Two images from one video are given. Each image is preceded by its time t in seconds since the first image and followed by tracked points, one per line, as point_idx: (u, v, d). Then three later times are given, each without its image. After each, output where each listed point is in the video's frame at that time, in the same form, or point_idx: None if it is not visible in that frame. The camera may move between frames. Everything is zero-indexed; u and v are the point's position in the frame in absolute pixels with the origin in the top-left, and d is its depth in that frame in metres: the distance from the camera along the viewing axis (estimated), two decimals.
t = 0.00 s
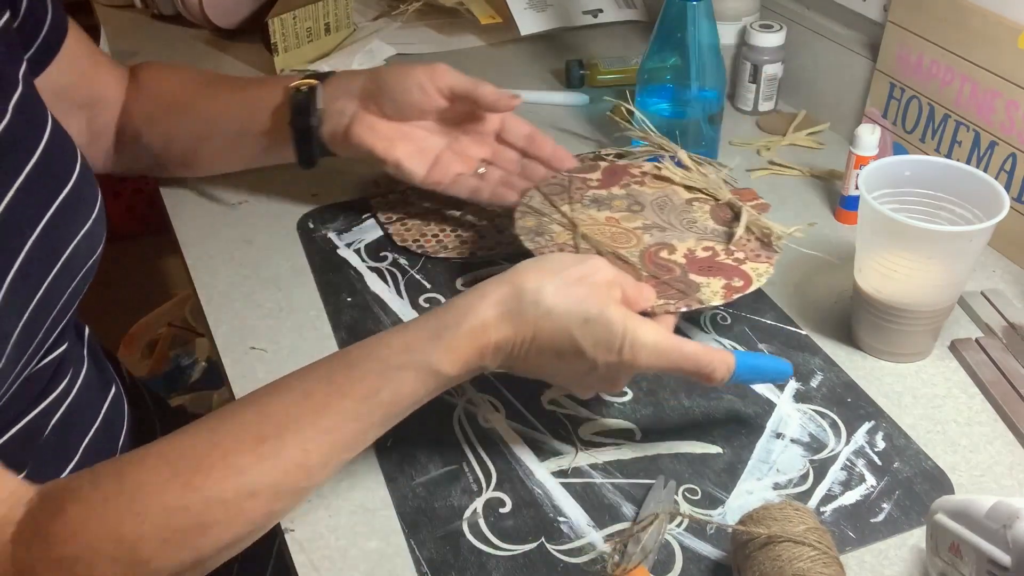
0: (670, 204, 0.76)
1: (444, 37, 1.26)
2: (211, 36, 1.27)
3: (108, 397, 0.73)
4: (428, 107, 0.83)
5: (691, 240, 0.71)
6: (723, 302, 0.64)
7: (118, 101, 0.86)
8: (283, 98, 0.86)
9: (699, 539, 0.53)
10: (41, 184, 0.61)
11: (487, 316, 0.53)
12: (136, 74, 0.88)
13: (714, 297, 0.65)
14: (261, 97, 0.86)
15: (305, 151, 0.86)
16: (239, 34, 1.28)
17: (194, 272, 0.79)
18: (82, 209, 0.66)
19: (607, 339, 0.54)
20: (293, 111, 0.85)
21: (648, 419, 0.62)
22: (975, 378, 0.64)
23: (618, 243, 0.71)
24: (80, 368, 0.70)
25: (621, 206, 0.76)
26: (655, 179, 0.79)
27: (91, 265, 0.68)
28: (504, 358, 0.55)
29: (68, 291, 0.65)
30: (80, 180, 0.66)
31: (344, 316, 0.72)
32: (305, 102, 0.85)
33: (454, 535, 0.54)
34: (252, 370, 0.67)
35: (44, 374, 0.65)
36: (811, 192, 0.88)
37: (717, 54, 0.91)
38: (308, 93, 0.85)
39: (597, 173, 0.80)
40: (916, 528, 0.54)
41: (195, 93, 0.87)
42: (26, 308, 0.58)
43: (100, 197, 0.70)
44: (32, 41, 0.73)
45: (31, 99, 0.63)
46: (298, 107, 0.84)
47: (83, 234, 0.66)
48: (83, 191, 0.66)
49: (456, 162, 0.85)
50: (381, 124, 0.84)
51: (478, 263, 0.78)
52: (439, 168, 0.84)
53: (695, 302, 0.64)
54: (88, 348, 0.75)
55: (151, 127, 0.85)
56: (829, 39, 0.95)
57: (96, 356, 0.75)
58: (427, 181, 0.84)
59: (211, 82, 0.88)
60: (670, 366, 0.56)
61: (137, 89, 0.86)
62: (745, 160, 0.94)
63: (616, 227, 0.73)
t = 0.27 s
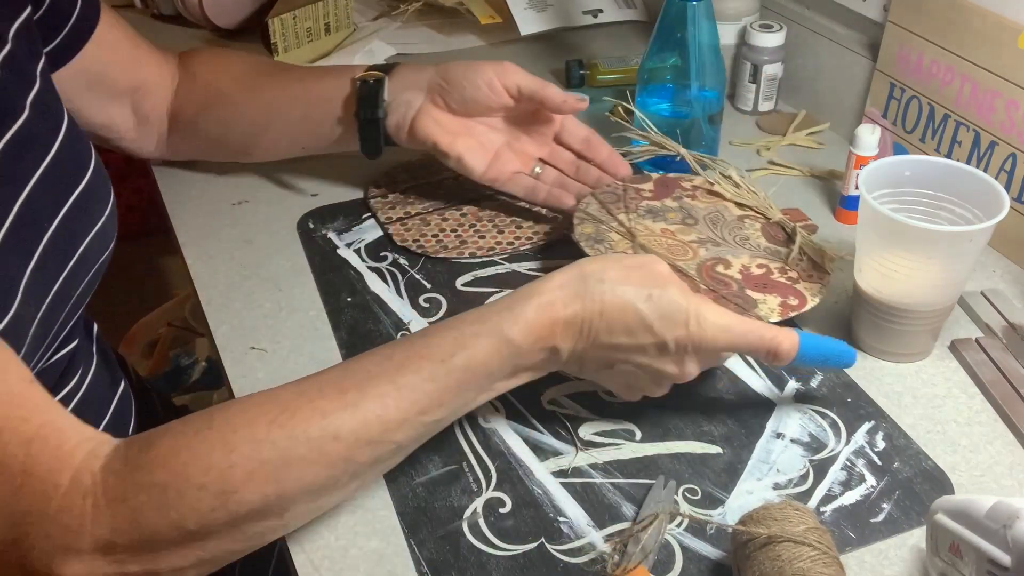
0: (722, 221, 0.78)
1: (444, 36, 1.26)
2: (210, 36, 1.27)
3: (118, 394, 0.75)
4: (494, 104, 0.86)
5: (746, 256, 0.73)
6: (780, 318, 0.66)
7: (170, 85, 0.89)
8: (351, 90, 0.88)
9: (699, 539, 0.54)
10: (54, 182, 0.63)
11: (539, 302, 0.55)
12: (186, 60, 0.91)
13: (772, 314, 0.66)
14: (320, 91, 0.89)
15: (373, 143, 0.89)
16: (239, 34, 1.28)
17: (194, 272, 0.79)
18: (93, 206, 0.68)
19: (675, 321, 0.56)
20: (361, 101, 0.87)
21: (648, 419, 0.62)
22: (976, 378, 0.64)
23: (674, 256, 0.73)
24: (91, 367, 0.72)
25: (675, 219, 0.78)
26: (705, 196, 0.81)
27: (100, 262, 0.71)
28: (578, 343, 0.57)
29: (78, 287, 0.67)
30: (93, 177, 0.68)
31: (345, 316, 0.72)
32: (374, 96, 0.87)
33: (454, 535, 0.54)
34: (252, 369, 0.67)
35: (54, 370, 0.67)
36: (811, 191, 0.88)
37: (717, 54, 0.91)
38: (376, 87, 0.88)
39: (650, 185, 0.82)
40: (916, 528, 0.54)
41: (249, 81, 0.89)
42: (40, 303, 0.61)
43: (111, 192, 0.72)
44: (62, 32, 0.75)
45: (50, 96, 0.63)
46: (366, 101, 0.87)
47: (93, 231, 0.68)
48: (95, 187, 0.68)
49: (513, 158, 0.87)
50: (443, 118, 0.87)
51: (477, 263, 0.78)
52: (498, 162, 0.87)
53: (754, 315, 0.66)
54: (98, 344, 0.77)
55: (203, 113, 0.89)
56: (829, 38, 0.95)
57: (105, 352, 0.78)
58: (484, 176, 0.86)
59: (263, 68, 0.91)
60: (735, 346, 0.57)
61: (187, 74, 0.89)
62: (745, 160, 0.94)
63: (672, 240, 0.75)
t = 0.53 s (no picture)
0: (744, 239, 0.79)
1: (444, 36, 1.26)
2: (210, 36, 1.27)
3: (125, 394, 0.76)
4: (481, 94, 0.89)
5: (766, 267, 0.74)
6: (799, 317, 0.67)
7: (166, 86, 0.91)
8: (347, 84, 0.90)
9: (699, 539, 0.54)
10: (70, 179, 0.63)
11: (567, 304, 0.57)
12: (183, 58, 0.92)
13: (791, 312, 0.68)
14: (312, 85, 0.90)
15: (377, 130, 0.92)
16: (239, 34, 1.28)
17: (194, 272, 0.79)
18: (107, 205, 0.68)
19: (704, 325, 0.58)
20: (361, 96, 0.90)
21: (648, 419, 0.62)
22: (976, 378, 0.64)
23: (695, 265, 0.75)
24: (101, 366, 0.73)
25: (698, 236, 0.79)
26: (728, 217, 0.82)
27: (113, 260, 0.71)
28: (611, 348, 0.58)
29: (93, 285, 0.67)
30: (107, 176, 0.68)
31: (345, 316, 0.72)
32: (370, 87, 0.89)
33: (454, 534, 0.54)
34: (252, 369, 0.68)
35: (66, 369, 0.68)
36: (811, 191, 0.88)
37: (717, 54, 0.91)
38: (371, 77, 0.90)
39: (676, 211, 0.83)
40: (917, 528, 0.54)
41: (244, 76, 0.91)
42: (59, 299, 0.61)
43: (123, 192, 0.72)
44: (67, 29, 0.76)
45: (59, 96, 0.64)
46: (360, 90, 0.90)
47: (108, 229, 0.68)
48: (108, 186, 0.68)
49: (513, 131, 0.90)
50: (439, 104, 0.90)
51: (477, 263, 0.78)
52: (511, 154, 0.89)
53: (773, 316, 0.68)
54: (105, 343, 0.77)
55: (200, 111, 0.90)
56: (829, 38, 0.95)
57: (114, 352, 0.78)
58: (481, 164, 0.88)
59: (256, 63, 0.93)
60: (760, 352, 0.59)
61: (185, 72, 0.91)
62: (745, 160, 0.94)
63: (696, 253, 0.76)
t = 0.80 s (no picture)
0: (750, 240, 0.79)
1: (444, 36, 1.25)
2: (211, 36, 1.27)
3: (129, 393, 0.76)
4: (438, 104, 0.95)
5: (773, 268, 0.75)
6: (807, 321, 0.68)
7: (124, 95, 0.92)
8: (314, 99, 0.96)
9: (699, 539, 0.54)
10: (73, 178, 0.63)
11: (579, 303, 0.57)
12: (137, 64, 0.93)
13: (799, 315, 0.68)
14: (277, 94, 0.95)
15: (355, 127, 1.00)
16: (239, 34, 1.28)
17: (194, 272, 0.79)
18: (110, 202, 0.68)
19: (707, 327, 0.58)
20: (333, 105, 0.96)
21: (647, 419, 0.62)
22: (976, 378, 0.64)
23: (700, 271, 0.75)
24: (104, 365, 0.73)
25: (704, 238, 0.79)
26: (733, 218, 0.82)
27: (115, 259, 0.71)
28: (614, 349, 0.58)
29: (96, 284, 0.67)
30: (110, 174, 0.68)
31: (345, 316, 0.72)
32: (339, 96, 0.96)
33: (454, 534, 0.54)
34: (253, 369, 0.68)
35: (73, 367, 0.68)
36: (811, 192, 0.88)
37: (717, 54, 0.91)
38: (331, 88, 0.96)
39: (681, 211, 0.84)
40: (916, 528, 0.54)
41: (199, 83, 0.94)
42: (65, 298, 0.61)
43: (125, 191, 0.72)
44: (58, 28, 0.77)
45: (61, 95, 0.64)
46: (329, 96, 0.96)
47: (111, 227, 0.68)
48: (111, 184, 0.68)
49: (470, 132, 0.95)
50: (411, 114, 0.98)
51: (477, 263, 0.78)
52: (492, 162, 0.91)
53: (782, 319, 0.68)
54: (108, 344, 0.77)
55: (159, 118, 0.92)
56: (829, 38, 0.95)
57: (116, 353, 0.78)
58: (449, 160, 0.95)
59: (209, 71, 0.96)
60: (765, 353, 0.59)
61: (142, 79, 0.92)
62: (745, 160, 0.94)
63: (703, 255, 0.76)
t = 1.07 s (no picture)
0: (749, 247, 0.79)
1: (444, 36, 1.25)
2: (211, 36, 1.27)
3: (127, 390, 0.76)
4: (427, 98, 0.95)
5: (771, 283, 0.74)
6: (805, 348, 0.67)
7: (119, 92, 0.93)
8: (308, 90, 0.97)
9: (699, 539, 0.53)
10: (74, 177, 0.63)
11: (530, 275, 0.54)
12: (133, 60, 0.94)
13: (796, 343, 0.68)
14: (271, 88, 0.96)
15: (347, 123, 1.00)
16: (239, 34, 1.28)
17: (194, 272, 0.79)
18: (109, 201, 0.68)
19: (697, 283, 0.49)
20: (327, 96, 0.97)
21: (647, 418, 0.62)
22: (976, 378, 0.64)
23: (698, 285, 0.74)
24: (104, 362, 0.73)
25: (702, 245, 0.79)
26: (732, 220, 0.82)
27: (115, 256, 0.71)
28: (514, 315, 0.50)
29: (97, 282, 0.67)
30: (109, 172, 0.68)
31: (345, 316, 0.72)
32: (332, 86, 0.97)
33: (454, 534, 0.54)
34: (253, 369, 0.68)
35: (75, 363, 0.68)
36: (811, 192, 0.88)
37: (716, 54, 0.91)
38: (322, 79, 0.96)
39: (680, 212, 0.84)
40: (916, 528, 0.53)
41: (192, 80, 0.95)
42: (66, 297, 0.61)
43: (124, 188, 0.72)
44: (54, 29, 0.77)
45: (62, 94, 0.64)
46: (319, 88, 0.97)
47: (109, 226, 0.68)
48: (110, 183, 0.68)
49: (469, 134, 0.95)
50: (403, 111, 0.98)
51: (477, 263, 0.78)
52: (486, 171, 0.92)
53: (779, 347, 0.67)
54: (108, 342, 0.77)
55: (153, 114, 0.94)
56: (829, 38, 0.95)
57: (115, 352, 0.78)
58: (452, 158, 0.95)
59: (202, 67, 0.96)
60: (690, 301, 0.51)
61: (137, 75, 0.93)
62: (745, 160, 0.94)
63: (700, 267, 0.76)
